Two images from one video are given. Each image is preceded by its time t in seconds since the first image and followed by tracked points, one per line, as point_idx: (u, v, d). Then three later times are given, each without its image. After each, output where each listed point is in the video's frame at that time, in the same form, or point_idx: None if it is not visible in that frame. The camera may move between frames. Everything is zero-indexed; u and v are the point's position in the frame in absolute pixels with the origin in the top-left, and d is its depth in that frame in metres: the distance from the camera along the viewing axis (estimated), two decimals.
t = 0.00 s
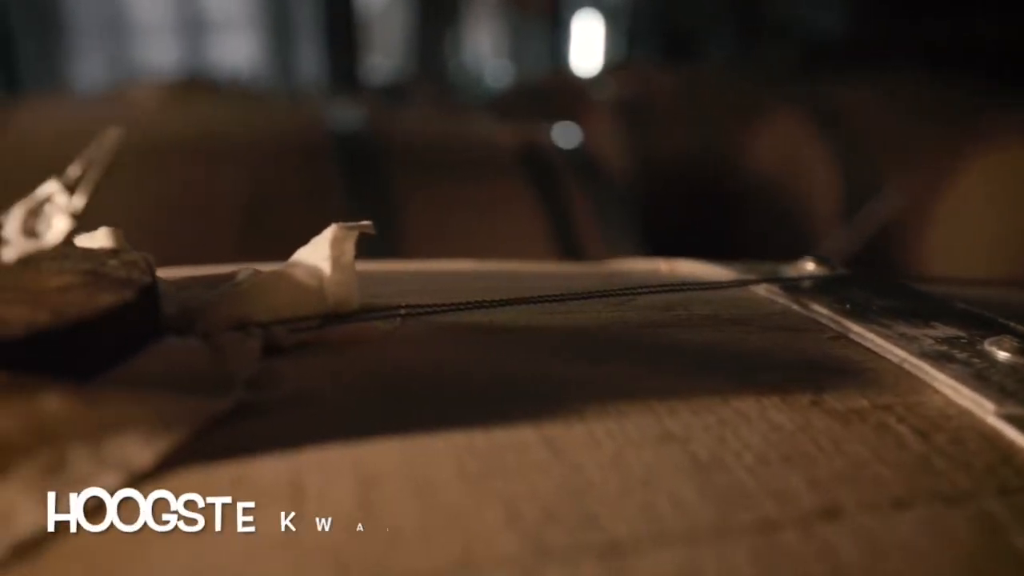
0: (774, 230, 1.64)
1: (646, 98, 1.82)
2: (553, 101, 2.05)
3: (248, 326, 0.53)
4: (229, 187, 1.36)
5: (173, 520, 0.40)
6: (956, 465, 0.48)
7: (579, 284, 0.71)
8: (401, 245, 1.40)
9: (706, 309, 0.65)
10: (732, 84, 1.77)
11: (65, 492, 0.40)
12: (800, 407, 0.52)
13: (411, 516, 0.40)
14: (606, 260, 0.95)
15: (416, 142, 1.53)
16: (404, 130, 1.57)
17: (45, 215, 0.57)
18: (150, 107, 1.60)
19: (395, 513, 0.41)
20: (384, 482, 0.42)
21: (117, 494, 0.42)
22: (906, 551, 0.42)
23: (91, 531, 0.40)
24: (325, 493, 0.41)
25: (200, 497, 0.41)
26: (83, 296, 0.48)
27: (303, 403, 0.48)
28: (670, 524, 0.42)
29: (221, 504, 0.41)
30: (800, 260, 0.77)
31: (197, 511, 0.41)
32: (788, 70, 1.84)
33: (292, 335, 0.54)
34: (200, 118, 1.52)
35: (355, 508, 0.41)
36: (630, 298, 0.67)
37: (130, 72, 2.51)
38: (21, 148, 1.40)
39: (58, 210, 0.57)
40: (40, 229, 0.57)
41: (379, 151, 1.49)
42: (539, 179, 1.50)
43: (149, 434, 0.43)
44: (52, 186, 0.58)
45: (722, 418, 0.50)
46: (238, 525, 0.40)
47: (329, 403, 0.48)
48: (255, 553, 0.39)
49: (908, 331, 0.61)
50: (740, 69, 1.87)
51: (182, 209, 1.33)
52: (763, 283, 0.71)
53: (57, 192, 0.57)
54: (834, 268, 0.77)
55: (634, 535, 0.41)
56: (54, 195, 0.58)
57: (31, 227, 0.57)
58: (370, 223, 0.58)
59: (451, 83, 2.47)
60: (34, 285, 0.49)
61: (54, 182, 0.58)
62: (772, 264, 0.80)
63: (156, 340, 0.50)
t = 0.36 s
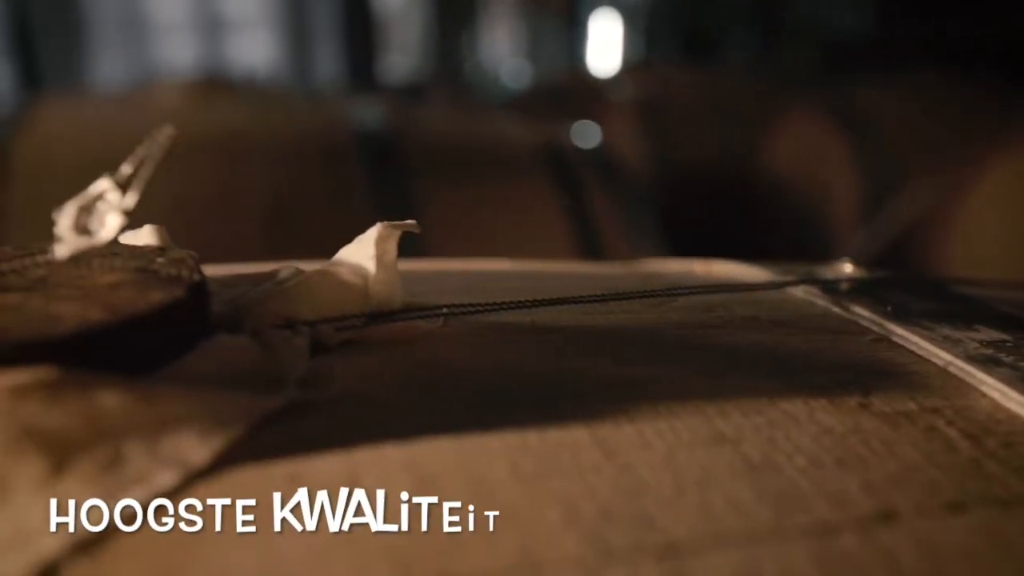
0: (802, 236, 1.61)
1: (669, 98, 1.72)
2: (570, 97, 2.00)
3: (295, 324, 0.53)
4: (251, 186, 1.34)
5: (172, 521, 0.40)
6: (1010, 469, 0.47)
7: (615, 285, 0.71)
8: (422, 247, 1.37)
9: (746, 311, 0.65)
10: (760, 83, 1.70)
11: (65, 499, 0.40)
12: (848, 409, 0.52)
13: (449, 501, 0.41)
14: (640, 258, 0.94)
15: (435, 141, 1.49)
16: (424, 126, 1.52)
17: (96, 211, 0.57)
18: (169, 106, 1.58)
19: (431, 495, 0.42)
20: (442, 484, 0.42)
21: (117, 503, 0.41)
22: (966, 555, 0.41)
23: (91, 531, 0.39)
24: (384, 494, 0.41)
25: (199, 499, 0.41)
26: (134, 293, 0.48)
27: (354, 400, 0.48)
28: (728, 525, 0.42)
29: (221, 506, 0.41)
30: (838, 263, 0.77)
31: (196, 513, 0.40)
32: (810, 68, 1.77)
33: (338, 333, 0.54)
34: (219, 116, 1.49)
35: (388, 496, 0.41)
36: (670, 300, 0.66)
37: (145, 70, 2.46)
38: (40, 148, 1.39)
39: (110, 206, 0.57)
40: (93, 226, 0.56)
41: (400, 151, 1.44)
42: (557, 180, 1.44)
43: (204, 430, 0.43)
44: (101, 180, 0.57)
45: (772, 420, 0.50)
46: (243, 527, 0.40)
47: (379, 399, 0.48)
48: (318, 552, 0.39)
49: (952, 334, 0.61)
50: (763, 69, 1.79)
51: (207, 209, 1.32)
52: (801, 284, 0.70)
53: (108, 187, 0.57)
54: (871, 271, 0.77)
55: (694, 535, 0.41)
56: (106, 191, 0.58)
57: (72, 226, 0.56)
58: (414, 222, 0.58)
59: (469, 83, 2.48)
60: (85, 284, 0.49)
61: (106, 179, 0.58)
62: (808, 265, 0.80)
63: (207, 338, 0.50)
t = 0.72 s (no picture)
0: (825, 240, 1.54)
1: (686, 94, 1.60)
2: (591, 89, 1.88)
3: (339, 323, 0.53)
4: (267, 185, 1.30)
5: (172, 521, 0.40)
6: None
7: (651, 286, 0.71)
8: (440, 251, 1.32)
9: (785, 312, 0.65)
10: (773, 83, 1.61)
11: (66, 498, 0.40)
12: (895, 411, 0.51)
13: (450, 499, 0.41)
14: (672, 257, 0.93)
15: (455, 144, 1.39)
16: (440, 125, 1.43)
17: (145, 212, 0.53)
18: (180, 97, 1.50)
19: (431, 495, 0.41)
20: (494, 483, 0.42)
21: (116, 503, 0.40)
22: None
23: (92, 530, 0.39)
24: (438, 493, 0.41)
25: (200, 499, 0.41)
26: (184, 292, 0.48)
27: (403, 398, 0.48)
28: (783, 527, 0.41)
29: (221, 505, 0.41)
30: (875, 265, 0.77)
31: (196, 513, 0.40)
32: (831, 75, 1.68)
33: (381, 332, 0.54)
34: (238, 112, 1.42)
35: (386, 498, 0.41)
36: (707, 301, 0.66)
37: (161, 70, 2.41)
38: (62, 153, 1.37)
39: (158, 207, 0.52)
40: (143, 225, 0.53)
41: (419, 151, 1.37)
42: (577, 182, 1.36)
43: (256, 428, 0.43)
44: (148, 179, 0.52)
45: (820, 422, 0.50)
46: (243, 527, 0.40)
47: (429, 397, 0.49)
48: (373, 551, 0.39)
49: (996, 337, 0.61)
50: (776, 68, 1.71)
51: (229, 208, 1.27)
52: (839, 286, 0.70)
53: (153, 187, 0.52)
54: (908, 274, 0.76)
55: (750, 538, 0.41)
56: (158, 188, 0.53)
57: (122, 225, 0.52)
58: (456, 220, 0.57)
59: (486, 84, 2.35)
60: (134, 281, 0.49)
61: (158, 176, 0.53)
62: (843, 265, 0.80)
63: (256, 336, 0.50)
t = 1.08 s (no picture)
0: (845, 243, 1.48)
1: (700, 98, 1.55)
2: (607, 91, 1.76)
3: (382, 322, 0.53)
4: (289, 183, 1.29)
5: (172, 521, 0.39)
6: None
7: (684, 287, 0.71)
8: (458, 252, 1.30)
9: (821, 313, 0.65)
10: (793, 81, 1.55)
11: (66, 498, 0.40)
12: (940, 414, 0.51)
13: (449, 499, 0.41)
14: (699, 258, 0.93)
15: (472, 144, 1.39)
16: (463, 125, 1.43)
17: (188, 208, 0.49)
18: (201, 93, 1.49)
19: (431, 495, 0.41)
20: (545, 484, 0.42)
21: (117, 503, 0.40)
22: None
23: (91, 530, 0.39)
24: (489, 495, 0.41)
25: (200, 499, 0.40)
26: (230, 290, 0.48)
27: (449, 399, 0.48)
28: (835, 529, 0.41)
29: (221, 506, 0.40)
30: (911, 267, 0.76)
31: (196, 513, 0.39)
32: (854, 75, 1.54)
33: (423, 331, 0.54)
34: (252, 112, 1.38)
35: (386, 500, 0.41)
36: (743, 301, 0.66)
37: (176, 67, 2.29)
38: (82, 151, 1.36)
39: (205, 202, 0.49)
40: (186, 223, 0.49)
41: (439, 147, 1.38)
42: (596, 182, 1.34)
43: (305, 428, 0.43)
44: (195, 174, 0.49)
45: (866, 425, 0.49)
46: (243, 527, 0.39)
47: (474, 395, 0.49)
48: (428, 552, 0.38)
49: None
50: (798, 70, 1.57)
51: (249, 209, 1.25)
52: (875, 288, 0.70)
53: (201, 182, 0.49)
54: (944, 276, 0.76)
55: (803, 540, 0.40)
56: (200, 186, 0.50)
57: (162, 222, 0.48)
58: (497, 221, 0.57)
59: (498, 79, 2.10)
60: (180, 279, 0.49)
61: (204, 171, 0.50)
62: (873, 269, 0.79)
63: (302, 333, 0.50)
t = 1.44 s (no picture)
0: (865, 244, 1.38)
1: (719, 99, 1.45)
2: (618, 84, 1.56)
3: (424, 320, 0.53)
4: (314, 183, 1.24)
5: (172, 521, 0.39)
6: None
7: (718, 288, 0.70)
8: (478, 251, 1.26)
9: (857, 315, 0.65)
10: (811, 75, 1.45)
11: (65, 498, 0.40)
12: (985, 416, 0.51)
13: (450, 499, 0.41)
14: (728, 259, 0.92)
15: (490, 143, 1.31)
16: (479, 120, 1.36)
17: (235, 207, 0.49)
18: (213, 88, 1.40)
19: (431, 495, 0.41)
20: (595, 484, 0.42)
21: (116, 503, 0.40)
22: None
23: (91, 531, 0.39)
24: (541, 495, 0.41)
25: (200, 499, 0.40)
26: (276, 289, 0.48)
27: (494, 398, 0.48)
28: (887, 532, 0.41)
29: (221, 506, 0.39)
30: (947, 269, 0.76)
31: (196, 513, 0.39)
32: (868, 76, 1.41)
33: (465, 330, 0.54)
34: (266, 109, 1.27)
35: (386, 500, 0.41)
36: (779, 303, 0.66)
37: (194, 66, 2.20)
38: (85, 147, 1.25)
39: (251, 201, 0.48)
40: (233, 222, 0.48)
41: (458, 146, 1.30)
42: (615, 184, 1.28)
43: (355, 428, 0.43)
44: (242, 173, 0.49)
45: (912, 427, 0.49)
46: (243, 527, 0.39)
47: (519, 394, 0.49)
48: (484, 551, 0.38)
49: None
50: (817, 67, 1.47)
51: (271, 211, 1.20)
52: (912, 289, 0.70)
53: (247, 180, 0.48)
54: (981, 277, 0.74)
55: (858, 544, 0.40)
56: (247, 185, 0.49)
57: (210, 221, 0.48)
58: (537, 220, 0.57)
59: (510, 79, 1.98)
60: (226, 277, 0.49)
61: (250, 169, 0.49)
62: (908, 271, 0.79)
63: (347, 332, 0.50)
